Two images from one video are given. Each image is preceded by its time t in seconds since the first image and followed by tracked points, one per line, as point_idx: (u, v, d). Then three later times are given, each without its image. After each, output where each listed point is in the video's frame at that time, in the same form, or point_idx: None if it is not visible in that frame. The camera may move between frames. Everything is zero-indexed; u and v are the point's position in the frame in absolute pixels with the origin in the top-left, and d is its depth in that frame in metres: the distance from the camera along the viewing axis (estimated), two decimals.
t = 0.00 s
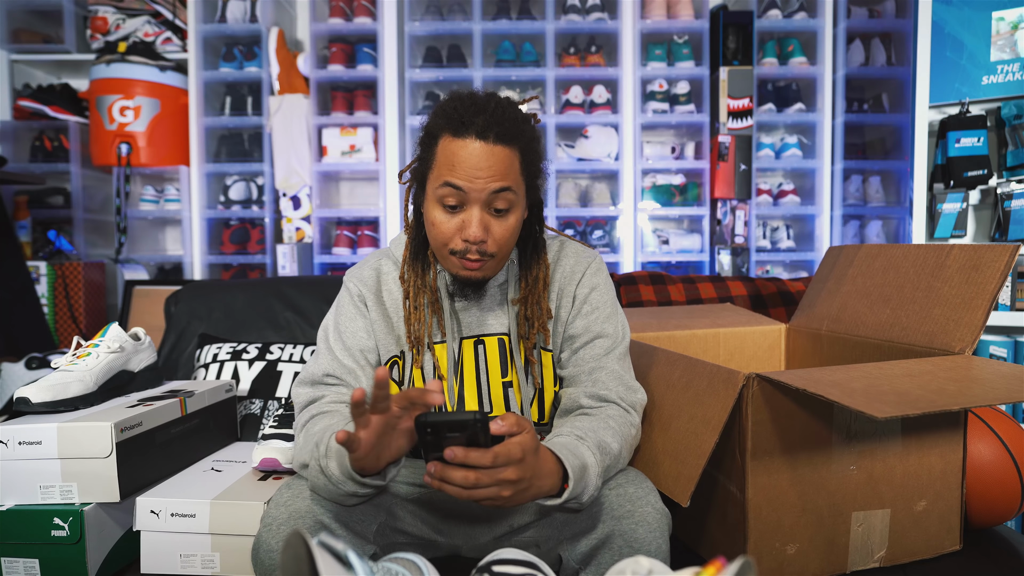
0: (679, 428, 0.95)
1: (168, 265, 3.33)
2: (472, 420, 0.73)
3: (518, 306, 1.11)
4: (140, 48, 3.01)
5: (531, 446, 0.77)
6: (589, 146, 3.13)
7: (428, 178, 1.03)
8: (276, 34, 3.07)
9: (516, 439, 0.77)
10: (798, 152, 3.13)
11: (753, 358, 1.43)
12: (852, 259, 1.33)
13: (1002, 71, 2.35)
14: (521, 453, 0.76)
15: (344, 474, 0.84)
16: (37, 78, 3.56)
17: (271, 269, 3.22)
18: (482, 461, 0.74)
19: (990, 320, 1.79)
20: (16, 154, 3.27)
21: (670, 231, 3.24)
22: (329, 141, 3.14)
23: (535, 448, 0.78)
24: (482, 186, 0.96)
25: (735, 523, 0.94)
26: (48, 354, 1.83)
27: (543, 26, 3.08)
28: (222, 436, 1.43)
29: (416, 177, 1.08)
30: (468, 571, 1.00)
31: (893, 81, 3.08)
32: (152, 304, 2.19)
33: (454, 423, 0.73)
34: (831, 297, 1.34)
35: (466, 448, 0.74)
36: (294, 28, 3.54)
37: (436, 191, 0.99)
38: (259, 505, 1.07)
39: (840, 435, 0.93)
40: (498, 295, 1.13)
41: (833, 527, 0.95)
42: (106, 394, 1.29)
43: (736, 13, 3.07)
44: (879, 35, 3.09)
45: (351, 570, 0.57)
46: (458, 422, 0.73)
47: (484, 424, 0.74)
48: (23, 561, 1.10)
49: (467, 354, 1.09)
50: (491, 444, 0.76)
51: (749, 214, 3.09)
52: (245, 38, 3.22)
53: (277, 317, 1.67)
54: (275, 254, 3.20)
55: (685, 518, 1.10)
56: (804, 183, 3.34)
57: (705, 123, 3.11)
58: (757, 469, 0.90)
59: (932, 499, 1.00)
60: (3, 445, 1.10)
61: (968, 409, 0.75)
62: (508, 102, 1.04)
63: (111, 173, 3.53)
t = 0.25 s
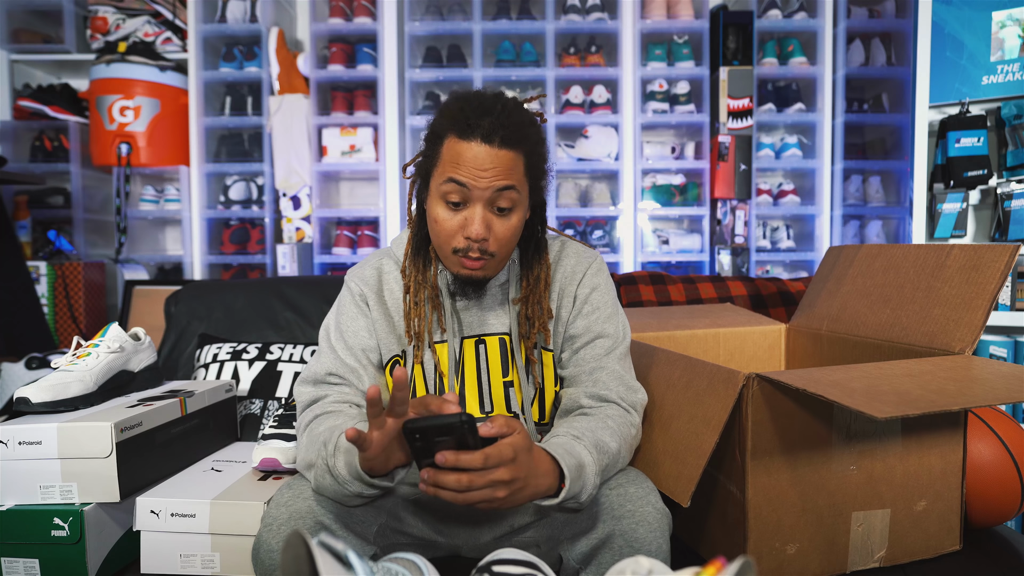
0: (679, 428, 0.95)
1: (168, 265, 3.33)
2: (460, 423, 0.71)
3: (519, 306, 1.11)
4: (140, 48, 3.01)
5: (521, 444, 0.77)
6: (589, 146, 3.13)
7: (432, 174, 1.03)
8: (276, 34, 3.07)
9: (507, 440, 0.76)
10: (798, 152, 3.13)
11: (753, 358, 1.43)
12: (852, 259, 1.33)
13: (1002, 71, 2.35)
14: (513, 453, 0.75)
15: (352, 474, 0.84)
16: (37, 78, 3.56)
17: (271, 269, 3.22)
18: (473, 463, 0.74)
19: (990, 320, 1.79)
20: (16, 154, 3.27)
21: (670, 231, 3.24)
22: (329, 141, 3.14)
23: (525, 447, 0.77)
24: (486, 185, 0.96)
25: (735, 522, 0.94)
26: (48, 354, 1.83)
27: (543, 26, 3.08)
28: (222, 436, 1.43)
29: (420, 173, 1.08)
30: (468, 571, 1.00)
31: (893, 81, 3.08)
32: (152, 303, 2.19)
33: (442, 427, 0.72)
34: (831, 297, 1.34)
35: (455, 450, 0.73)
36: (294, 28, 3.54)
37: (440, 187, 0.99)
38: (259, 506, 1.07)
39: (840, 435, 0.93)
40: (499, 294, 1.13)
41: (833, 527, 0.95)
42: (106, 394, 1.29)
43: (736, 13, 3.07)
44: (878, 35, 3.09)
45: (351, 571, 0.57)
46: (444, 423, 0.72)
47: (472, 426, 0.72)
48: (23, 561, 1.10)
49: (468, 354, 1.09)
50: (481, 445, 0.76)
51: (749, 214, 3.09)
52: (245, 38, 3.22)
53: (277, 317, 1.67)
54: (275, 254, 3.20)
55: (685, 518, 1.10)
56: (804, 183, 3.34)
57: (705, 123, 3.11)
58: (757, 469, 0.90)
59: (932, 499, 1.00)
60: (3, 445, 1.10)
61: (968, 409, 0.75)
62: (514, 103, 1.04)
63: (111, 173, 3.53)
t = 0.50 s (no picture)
0: (679, 428, 0.95)
1: (168, 265, 3.33)
2: (449, 421, 0.72)
3: (520, 305, 1.10)
4: (140, 48, 3.01)
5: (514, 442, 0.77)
6: (589, 146, 3.13)
7: (434, 173, 1.03)
8: (276, 34, 3.07)
9: (501, 439, 0.77)
10: (798, 152, 3.13)
11: (753, 358, 1.43)
12: (852, 259, 1.33)
13: (1002, 71, 2.35)
14: (507, 451, 0.76)
15: (353, 476, 0.84)
16: (37, 78, 3.56)
17: (271, 269, 3.22)
18: (468, 461, 0.73)
19: (990, 319, 1.79)
20: (16, 154, 3.27)
21: (670, 231, 3.24)
22: (329, 141, 3.14)
23: (518, 446, 0.78)
24: (489, 184, 0.96)
25: (735, 522, 0.94)
26: (48, 354, 1.83)
27: (543, 26, 3.08)
28: (222, 436, 1.43)
29: (423, 171, 1.08)
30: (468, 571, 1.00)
31: (893, 81, 3.08)
32: (152, 304, 2.19)
33: (432, 426, 0.72)
34: (831, 297, 1.34)
35: (448, 449, 0.73)
36: (294, 28, 3.54)
37: (442, 185, 0.99)
38: (259, 505, 1.07)
39: (840, 436, 0.93)
40: (500, 294, 1.13)
41: (833, 527, 0.95)
42: (106, 394, 1.29)
43: (736, 13, 3.07)
44: (879, 35, 3.09)
45: (351, 571, 0.57)
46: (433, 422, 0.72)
47: (462, 424, 0.73)
48: (23, 561, 1.10)
49: (468, 353, 1.09)
50: (474, 444, 0.76)
51: (749, 214, 3.09)
52: (245, 39, 3.22)
53: (277, 317, 1.67)
54: (275, 254, 3.20)
55: (685, 518, 1.10)
56: (804, 183, 3.34)
57: (705, 123, 3.11)
58: (756, 469, 0.90)
59: (932, 499, 1.00)
60: (4, 445, 1.10)
61: (968, 410, 0.75)
62: (518, 103, 1.04)
63: (111, 173, 3.53)
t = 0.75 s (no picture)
0: (679, 429, 0.95)
1: (168, 265, 3.33)
2: (462, 418, 0.73)
3: (520, 305, 1.10)
4: (140, 49, 3.01)
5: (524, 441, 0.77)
6: (589, 146, 3.13)
7: (434, 172, 1.04)
8: (276, 34, 3.07)
9: (508, 436, 0.76)
10: (798, 152, 3.13)
11: (753, 358, 1.43)
12: (852, 259, 1.33)
13: (1002, 71, 2.35)
14: (515, 450, 0.75)
15: (342, 476, 0.83)
16: (37, 78, 3.56)
17: (271, 269, 3.22)
18: (475, 459, 0.73)
19: (990, 320, 1.79)
20: (16, 154, 3.27)
21: (670, 231, 3.24)
22: (329, 141, 3.14)
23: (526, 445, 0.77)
24: (487, 183, 0.96)
25: (735, 522, 0.94)
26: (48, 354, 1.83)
27: (543, 26, 3.08)
28: (222, 436, 1.43)
29: (424, 171, 1.09)
30: (467, 570, 1.00)
31: (893, 81, 3.08)
32: (152, 304, 2.19)
33: (444, 422, 0.73)
34: (831, 297, 1.34)
35: (457, 446, 0.74)
36: (294, 28, 3.54)
37: (441, 184, 0.99)
38: (259, 506, 1.07)
39: (840, 435, 0.93)
40: (501, 294, 1.13)
41: (833, 527, 0.95)
42: (106, 394, 1.29)
43: (736, 13, 3.07)
44: (879, 35, 3.09)
45: (351, 570, 0.57)
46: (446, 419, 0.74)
47: (475, 422, 0.74)
48: (23, 561, 1.10)
49: (469, 353, 1.09)
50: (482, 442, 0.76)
51: (749, 214, 3.09)
52: (245, 39, 3.22)
53: (277, 317, 1.67)
54: (275, 254, 3.20)
55: (685, 518, 1.10)
56: (804, 183, 3.34)
57: (705, 123, 3.11)
58: (757, 469, 0.90)
59: (932, 499, 1.00)
60: (3, 445, 1.10)
61: (968, 409, 0.75)
62: (518, 102, 1.04)
63: (111, 173, 3.53)
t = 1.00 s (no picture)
0: (679, 429, 0.95)
1: (168, 265, 3.33)
2: (460, 418, 0.73)
3: (520, 305, 1.10)
4: (140, 48, 3.01)
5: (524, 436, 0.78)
6: (589, 146, 3.13)
7: (433, 172, 1.04)
8: (276, 34, 3.07)
9: (507, 436, 0.76)
10: (798, 152, 3.13)
11: (753, 358, 1.43)
12: (852, 259, 1.33)
13: (1002, 71, 2.35)
14: (513, 450, 0.75)
15: (345, 476, 0.84)
16: (37, 78, 3.56)
17: (271, 269, 3.22)
18: (473, 460, 0.73)
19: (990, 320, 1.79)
20: (16, 154, 3.26)
21: (670, 231, 3.24)
22: (329, 141, 3.14)
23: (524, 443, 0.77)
24: (485, 185, 0.96)
25: (735, 523, 0.94)
26: (48, 354, 1.83)
27: (543, 26, 3.08)
28: (222, 436, 1.43)
29: (423, 172, 1.09)
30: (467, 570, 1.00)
31: (893, 81, 3.08)
32: (152, 304, 2.19)
33: (443, 422, 0.73)
34: (831, 297, 1.34)
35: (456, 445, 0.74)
36: (294, 28, 3.54)
37: (440, 186, 0.99)
38: (258, 506, 1.07)
39: (840, 436, 0.93)
40: (500, 294, 1.13)
41: (833, 527, 0.95)
42: (106, 394, 1.29)
43: (736, 13, 3.07)
44: (879, 35, 3.09)
45: (351, 571, 0.57)
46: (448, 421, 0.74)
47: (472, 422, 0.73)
48: (23, 561, 1.10)
49: (468, 353, 1.09)
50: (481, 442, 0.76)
51: (749, 214, 3.09)
52: (245, 39, 3.22)
53: (277, 317, 1.67)
54: (275, 254, 3.20)
55: (685, 518, 1.10)
56: (804, 183, 3.34)
57: (705, 123, 3.11)
58: (757, 470, 0.90)
59: (932, 499, 1.00)
60: (3, 445, 1.10)
61: (968, 409, 0.75)
62: (516, 102, 1.04)
63: (111, 173, 3.53)
